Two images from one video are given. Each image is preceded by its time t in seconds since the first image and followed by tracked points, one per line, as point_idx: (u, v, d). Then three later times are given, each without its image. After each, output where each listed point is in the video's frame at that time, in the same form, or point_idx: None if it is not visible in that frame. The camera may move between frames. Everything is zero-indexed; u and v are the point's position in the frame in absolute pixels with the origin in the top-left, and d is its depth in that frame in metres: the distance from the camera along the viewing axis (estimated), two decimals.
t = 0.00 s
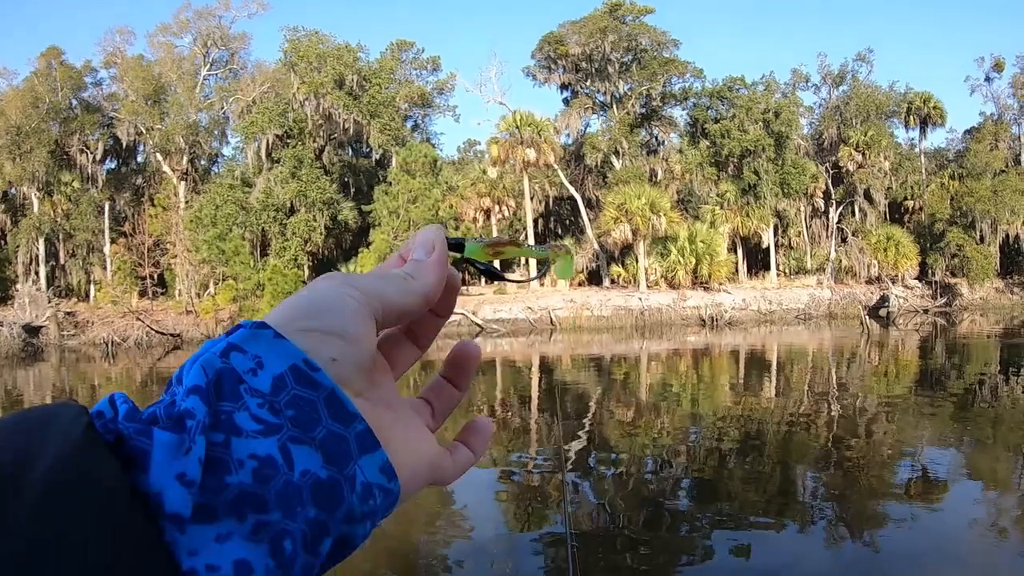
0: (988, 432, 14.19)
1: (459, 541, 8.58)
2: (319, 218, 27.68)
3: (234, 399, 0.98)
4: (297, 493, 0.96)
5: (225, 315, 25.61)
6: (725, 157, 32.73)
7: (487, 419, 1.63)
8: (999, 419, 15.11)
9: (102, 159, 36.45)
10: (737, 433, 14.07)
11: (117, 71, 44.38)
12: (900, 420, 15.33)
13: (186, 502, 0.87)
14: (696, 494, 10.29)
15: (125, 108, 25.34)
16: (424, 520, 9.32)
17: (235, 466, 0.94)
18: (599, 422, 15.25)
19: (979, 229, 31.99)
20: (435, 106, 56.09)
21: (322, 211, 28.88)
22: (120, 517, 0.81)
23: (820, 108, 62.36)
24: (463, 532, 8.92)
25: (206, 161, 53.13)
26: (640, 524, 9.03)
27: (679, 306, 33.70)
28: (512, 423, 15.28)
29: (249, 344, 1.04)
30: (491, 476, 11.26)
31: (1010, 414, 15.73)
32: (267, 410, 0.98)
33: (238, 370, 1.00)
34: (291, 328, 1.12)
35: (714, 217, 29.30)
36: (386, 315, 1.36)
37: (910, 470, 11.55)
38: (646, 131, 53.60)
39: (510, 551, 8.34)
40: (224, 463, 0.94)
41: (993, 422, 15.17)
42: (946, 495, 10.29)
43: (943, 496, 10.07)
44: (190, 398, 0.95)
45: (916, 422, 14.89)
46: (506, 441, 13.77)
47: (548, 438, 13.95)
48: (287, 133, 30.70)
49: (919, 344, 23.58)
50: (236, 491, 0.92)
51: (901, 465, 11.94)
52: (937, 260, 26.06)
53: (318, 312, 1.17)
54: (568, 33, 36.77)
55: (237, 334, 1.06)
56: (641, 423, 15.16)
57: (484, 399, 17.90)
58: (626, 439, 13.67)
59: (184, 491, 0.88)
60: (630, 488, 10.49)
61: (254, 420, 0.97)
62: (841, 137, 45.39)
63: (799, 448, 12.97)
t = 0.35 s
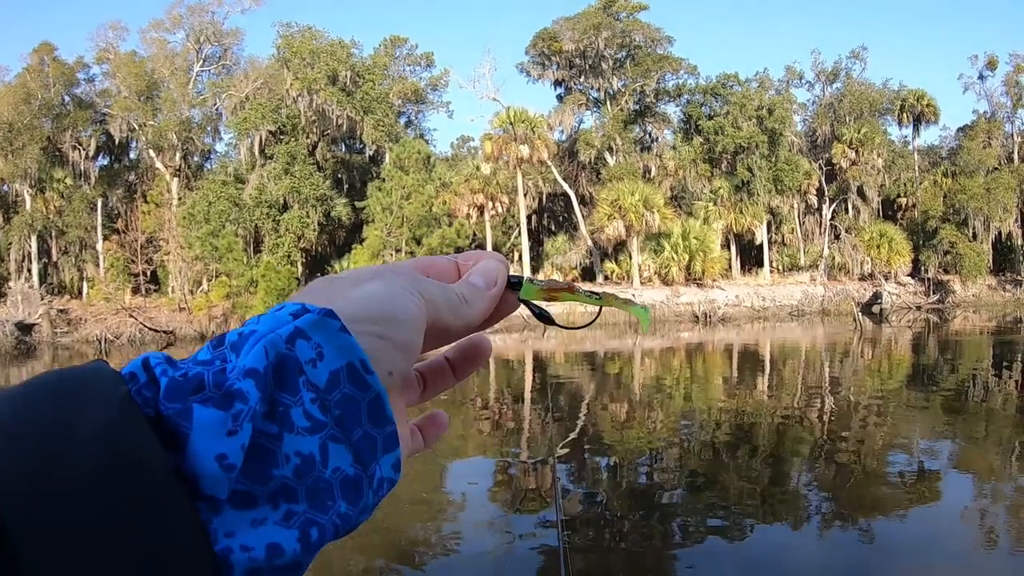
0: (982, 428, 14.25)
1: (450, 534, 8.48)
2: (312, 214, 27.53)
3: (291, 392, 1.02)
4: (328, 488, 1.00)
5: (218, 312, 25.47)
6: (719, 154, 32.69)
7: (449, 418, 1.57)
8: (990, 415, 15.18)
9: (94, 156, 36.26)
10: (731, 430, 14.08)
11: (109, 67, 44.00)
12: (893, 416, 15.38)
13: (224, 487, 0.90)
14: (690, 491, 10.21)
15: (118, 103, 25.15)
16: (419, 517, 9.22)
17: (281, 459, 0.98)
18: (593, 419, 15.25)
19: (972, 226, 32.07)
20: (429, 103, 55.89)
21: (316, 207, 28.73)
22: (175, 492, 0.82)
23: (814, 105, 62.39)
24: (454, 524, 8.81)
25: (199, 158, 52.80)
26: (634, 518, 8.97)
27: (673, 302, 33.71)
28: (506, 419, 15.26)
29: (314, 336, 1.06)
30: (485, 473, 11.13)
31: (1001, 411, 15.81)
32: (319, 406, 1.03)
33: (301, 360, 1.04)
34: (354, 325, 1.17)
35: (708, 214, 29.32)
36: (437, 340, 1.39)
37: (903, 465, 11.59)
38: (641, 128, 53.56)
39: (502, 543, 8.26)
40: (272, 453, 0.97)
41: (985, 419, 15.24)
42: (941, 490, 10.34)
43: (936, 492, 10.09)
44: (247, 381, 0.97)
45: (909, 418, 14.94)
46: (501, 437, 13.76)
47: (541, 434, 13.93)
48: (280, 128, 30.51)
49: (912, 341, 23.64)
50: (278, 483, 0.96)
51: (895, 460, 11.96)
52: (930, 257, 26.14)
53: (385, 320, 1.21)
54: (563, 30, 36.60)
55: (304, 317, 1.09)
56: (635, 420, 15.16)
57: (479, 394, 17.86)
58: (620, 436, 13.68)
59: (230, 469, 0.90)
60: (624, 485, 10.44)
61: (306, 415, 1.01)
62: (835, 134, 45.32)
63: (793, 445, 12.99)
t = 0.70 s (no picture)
0: (978, 424, 14.27)
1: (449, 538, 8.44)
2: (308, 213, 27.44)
3: (300, 244, 1.01)
4: (309, 336, 0.99)
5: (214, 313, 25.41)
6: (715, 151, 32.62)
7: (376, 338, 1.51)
8: (987, 411, 15.20)
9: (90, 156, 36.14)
10: (729, 427, 14.07)
11: (103, 66, 43.78)
12: (890, 412, 15.39)
13: (218, 309, 0.89)
14: (688, 489, 10.19)
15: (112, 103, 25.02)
16: (416, 518, 9.18)
17: (276, 298, 0.97)
18: (590, 416, 15.24)
19: (968, 222, 32.07)
20: (425, 101, 55.76)
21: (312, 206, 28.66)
22: (176, 314, 0.83)
23: (810, 101, 62.31)
24: (453, 527, 8.78)
25: (194, 157, 52.62)
26: (632, 518, 8.95)
27: (670, 299, 33.70)
28: (503, 417, 15.24)
29: (341, 198, 1.04)
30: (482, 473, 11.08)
31: (997, 407, 15.82)
32: (320, 262, 1.02)
33: (317, 217, 1.02)
34: (377, 209, 1.12)
35: (705, 211, 29.28)
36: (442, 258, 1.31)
37: (899, 462, 11.61)
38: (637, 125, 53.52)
39: (500, 545, 8.23)
40: (268, 288, 0.97)
41: (981, 415, 15.26)
42: (937, 486, 10.37)
43: (932, 489, 10.13)
44: (261, 218, 0.95)
45: (907, 415, 14.94)
46: (498, 436, 13.74)
47: (539, 431, 13.91)
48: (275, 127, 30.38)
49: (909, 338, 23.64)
50: (267, 321, 0.96)
51: (891, 457, 11.98)
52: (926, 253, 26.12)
53: (414, 220, 1.15)
54: (559, 27, 36.45)
55: (335, 177, 1.05)
56: (632, 418, 15.15)
57: (476, 393, 17.83)
58: (617, 434, 13.66)
59: (226, 289, 0.90)
60: (621, 485, 10.41)
61: (307, 268, 1.00)
62: (831, 130, 45.24)
63: (790, 442, 12.99)
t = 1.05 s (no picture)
0: (980, 426, 14.22)
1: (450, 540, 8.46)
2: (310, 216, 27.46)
3: (241, 96, 0.91)
4: (274, 177, 0.88)
5: (217, 315, 25.47)
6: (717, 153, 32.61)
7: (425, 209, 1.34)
8: (988, 414, 15.16)
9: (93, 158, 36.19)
10: (730, 429, 14.04)
11: (106, 69, 43.85)
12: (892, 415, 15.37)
13: (182, 156, 0.82)
14: (688, 490, 10.21)
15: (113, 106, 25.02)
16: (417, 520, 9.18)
17: (232, 144, 0.88)
18: (592, 418, 15.22)
19: (969, 225, 32.04)
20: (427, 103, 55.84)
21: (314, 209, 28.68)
22: (149, 198, 0.77)
23: (812, 103, 62.29)
24: (455, 529, 8.80)
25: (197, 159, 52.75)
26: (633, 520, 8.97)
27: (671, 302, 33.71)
28: (504, 419, 15.25)
29: (261, 57, 0.94)
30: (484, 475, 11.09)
31: (999, 409, 15.78)
32: (264, 114, 0.91)
33: (248, 77, 0.92)
34: (290, 46, 0.99)
35: (706, 213, 29.27)
36: (374, 98, 1.15)
37: (900, 464, 11.59)
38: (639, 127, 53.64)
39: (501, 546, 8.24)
40: (221, 138, 0.88)
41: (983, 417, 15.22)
42: (938, 488, 10.36)
43: (933, 491, 10.12)
44: (201, 80, 0.88)
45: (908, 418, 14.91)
46: (499, 437, 13.74)
47: (540, 433, 13.90)
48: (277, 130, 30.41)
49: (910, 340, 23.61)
50: (230, 163, 0.86)
51: (891, 459, 11.95)
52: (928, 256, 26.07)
53: (323, 48, 1.01)
54: (561, 30, 36.44)
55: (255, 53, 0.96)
56: (633, 420, 15.13)
57: (477, 394, 17.82)
58: (618, 436, 13.64)
59: (185, 145, 0.82)
60: (623, 485, 10.43)
61: (253, 116, 0.91)
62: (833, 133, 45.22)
63: (791, 444, 12.96)
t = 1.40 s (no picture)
0: (980, 432, 14.20)
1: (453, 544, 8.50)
2: (311, 219, 27.40)
3: (239, 368, 0.96)
4: (282, 442, 0.94)
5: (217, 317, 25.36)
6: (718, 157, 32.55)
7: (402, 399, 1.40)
8: (988, 419, 15.14)
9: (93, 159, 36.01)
10: (730, 434, 14.02)
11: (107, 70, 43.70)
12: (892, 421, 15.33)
13: (199, 439, 0.86)
14: (691, 493, 10.25)
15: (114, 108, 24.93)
16: (418, 525, 9.17)
17: (240, 414, 0.92)
18: (592, 424, 15.19)
19: (970, 229, 31.96)
20: (428, 107, 55.74)
21: (315, 212, 28.60)
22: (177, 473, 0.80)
23: (812, 108, 62.24)
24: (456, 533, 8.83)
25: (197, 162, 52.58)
26: (636, 522, 9.01)
27: (671, 306, 33.63)
28: (505, 425, 15.21)
29: (245, 330, 1.01)
30: (486, 478, 11.12)
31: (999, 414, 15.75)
32: (262, 378, 0.96)
33: (241, 349, 0.98)
34: (265, 311, 1.07)
35: (707, 217, 29.22)
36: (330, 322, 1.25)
37: (902, 469, 11.60)
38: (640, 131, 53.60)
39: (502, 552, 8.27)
40: (231, 412, 0.92)
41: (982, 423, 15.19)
42: (940, 492, 10.41)
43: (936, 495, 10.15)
44: (204, 362, 0.93)
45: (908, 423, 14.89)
46: (499, 443, 13.71)
47: (540, 439, 13.86)
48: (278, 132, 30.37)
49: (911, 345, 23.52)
50: (241, 434, 0.91)
51: (893, 463, 11.95)
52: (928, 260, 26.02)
53: (286, 308, 1.10)
54: (562, 34, 36.41)
55: (239, 321, 1.02)
56: (634, 425, 15.09)
57: (477, 399, 17.78)
58: (619, 440, 13.60)
59: (202, 425, 0.87)
60: (625, 489, 10.46)
61: (253, 384, 0.95)
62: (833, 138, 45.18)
63: (792, 449, 12.95)
